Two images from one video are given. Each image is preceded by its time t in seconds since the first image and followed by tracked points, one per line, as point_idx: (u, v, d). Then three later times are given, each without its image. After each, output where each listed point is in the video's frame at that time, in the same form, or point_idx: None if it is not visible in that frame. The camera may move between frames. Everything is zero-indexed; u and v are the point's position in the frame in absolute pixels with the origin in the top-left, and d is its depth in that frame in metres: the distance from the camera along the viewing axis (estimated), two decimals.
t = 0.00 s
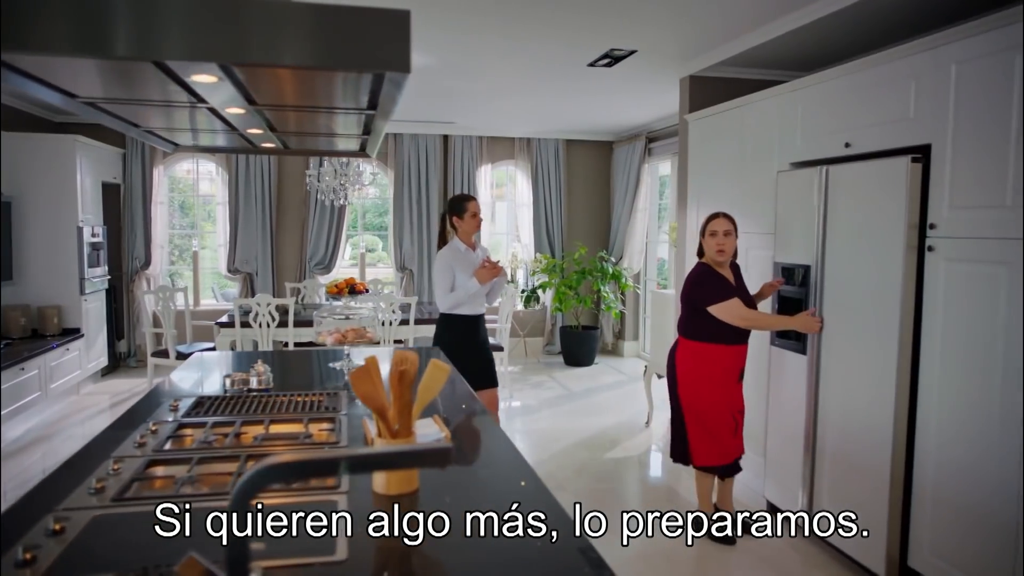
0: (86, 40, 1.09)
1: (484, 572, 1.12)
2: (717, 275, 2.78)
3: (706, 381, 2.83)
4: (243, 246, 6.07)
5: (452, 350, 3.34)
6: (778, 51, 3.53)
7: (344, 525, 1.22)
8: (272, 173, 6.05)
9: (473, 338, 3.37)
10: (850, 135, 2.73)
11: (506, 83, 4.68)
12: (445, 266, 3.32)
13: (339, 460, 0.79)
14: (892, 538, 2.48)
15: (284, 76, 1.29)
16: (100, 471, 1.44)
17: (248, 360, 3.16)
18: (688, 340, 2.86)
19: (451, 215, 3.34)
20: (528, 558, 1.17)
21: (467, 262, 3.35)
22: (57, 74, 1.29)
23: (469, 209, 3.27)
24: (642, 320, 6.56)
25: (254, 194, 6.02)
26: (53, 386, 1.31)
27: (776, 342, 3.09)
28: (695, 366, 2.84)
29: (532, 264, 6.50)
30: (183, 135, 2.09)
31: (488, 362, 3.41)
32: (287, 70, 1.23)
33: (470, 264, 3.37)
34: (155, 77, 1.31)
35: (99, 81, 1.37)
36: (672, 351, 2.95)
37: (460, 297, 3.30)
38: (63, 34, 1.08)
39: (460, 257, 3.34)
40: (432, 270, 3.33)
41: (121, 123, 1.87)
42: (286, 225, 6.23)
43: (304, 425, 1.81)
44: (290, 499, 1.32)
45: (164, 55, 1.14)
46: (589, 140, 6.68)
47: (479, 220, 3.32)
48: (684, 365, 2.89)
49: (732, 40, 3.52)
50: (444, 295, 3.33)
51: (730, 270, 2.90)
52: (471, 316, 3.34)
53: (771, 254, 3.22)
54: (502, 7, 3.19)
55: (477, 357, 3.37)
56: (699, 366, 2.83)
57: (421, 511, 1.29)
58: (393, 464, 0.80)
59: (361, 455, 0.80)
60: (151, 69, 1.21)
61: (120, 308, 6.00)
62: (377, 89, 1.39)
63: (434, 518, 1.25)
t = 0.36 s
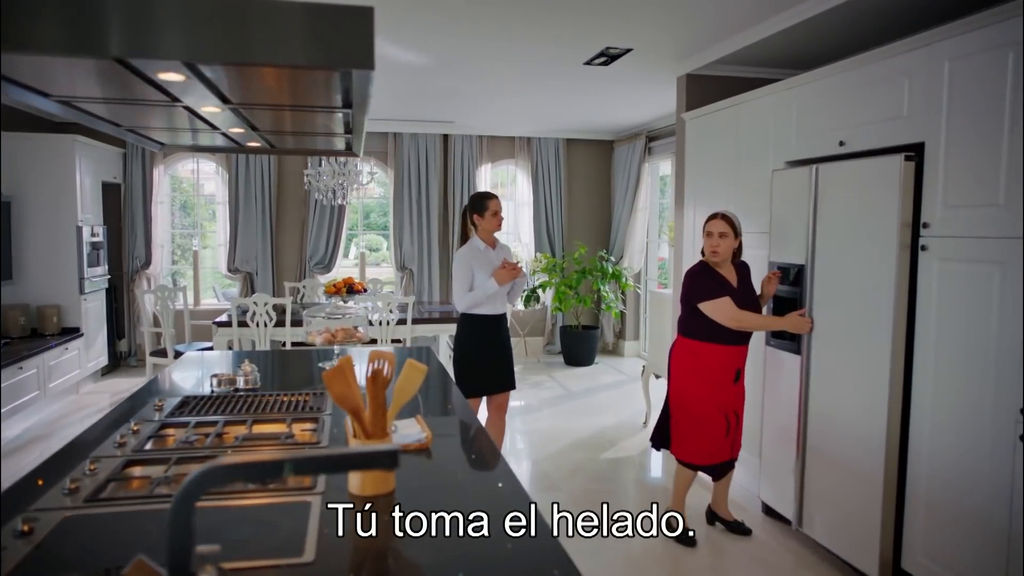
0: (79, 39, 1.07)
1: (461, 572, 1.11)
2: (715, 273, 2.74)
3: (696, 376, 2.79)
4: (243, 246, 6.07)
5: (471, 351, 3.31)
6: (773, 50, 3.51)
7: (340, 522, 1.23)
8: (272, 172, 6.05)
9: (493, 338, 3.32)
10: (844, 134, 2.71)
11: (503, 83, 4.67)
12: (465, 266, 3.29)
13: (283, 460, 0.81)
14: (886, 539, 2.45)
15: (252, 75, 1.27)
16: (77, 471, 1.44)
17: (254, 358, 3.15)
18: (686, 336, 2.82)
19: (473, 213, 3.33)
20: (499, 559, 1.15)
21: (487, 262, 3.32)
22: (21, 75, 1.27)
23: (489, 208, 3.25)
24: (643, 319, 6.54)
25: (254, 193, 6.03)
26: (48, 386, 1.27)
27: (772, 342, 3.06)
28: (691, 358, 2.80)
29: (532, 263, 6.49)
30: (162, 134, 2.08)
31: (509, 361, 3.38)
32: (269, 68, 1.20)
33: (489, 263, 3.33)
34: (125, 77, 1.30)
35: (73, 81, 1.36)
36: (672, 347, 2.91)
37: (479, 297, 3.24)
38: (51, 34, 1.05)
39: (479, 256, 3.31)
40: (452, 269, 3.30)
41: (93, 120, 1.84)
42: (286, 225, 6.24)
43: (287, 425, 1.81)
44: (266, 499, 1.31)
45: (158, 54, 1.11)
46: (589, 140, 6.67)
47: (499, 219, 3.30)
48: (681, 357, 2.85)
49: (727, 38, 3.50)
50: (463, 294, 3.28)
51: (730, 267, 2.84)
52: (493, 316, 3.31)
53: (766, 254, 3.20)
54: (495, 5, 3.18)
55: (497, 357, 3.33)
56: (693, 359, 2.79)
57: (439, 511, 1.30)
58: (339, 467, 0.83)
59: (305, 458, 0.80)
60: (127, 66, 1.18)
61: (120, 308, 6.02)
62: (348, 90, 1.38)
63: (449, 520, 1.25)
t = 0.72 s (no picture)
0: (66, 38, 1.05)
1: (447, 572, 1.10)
2: (695, 272, 2.73)
3: (681, 377, 2.77)
4: (243, 247, 6.08)
5: (464, 351, 3.30)
6: (770, 48, 3.48)
7: (339, 522, 1.23)
8: (272, 172, 6.06)
9: (486, 338, 3.31)
10: (837, 133, 2.69)
11: (500, 82, 4.66)
12: (460, 266, 3.30)
13: (227, 465, 0.89)
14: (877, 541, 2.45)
15: (224, 73, 1.26)
16: (53, 472, 1.43)
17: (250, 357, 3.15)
18: (673, 334, 2.79)
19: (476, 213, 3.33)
20: (472, 560, 1.15)
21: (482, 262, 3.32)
22: None
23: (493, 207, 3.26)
24: (643, 319, 6.52)
25: (254, 193, 6.03)
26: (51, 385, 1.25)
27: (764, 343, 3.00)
28: (675, 358, 2.79)
29: (533, 263, 6.49)
30: (148, 133, 2.07)
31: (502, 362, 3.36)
32: (261, 68, 1.18)
33: (484, 263, 3.33)
34: (90, 77, 1.29)
35: (46, 82, 1.35)
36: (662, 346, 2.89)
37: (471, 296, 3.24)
38: (45, 35, 1.03)
39: (475, 255, 3.32)
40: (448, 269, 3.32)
41: (76, 119, 1.84)
42: (286, 225, 6.24)
43: (270, 425, 1.81)
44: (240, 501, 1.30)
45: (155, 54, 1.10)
46: (590, 139, 6.66)
47: (502, 219, 3.29)
48: (667, 357, 2.84)
49: (723, 37, 3.47)
50: (456, 293, 3.29)
51: (714, 260, 2.80)
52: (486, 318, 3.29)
53: (761, 254, 3.17)
54: (488, 4, 3.16)
55: (491, 357, 3.31)
56: (677, 359, 2.78)
57: (440, 510, 1.29)
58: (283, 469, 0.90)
59: (247, 460, 0.89)
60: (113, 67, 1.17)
61: (121, 307, 6.03)
62: (321, 91, 1.38)
63: (450, 520, 1.25)
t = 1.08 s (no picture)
0: (54, 40, 1.11)
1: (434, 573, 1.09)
2: (666, 277, 2.68)
3: (661, 383, 2.74)
4: (243, 246, 6.09)
5: (453, 351, 3.28)
6: (766, 46, 3.46)
7: (340, 522, 1.25)
8: (272, 171, 6.06)
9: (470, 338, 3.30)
10: (833, 131, 2.67)
11: (498, 82, 4.65)
12: (437, 267, 3.30)
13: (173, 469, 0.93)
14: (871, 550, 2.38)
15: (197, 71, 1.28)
16: (31, 472, 1.42)
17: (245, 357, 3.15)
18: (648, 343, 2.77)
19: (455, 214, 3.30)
20: (447, 562, 1.13)
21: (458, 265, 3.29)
22: None
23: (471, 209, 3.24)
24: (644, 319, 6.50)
25: (254, 192, 6.04)
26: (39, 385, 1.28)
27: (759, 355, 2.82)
28: (653, 365, 2.76)
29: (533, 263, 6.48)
30: (135, 133, 2.07)
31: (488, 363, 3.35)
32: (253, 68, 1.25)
33: (461, 263, 3.33)
34: (65, 78, 1.29)
35: (22, 83, 1.35)
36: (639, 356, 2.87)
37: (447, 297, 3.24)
38: (40, 35, 1.10)
39: (451, 256, 3.31)
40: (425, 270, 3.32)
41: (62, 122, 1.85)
42: (286, 225, 6.25)
43: (254, 426, 1.80)
44: (217, 502, 1.30)
45: (149, 53, 1.16)
46: (590, 138, 6.64)
47: (480, 220, 3.27)
48: (645, 364, 2.81)
49: (719, 36, 3.45)
50: (435, 294, 3.29)
51: (688, 266, 2.77)
52: (464, 320, 3.28)
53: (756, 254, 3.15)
54: (482, 3, 3.15)
55: (477, 357, 3.32)
56: (655, 365, 2.75)
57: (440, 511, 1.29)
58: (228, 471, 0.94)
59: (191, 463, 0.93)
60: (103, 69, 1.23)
61: (122, 307, 6.04)
62: (289, 84, 1.38)
63: (450, 520, 1.24)
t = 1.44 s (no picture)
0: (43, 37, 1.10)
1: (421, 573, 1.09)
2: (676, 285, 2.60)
3: (664, 388, 2.70)
4: (243, 246, 6.10)
5: (456, 352, 3.27)
6: (763, 45, 3.44)
7: (327, 522, 1.25)
8: (273, 171, 6.07)
9: (473, 338, 3.30)
10: (828, 130, 2.65)
11: (497, 82, 4.64)
12: (440, 269, 3.27)
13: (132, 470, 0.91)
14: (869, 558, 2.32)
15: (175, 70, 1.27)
16: (11, 472, 1.42)
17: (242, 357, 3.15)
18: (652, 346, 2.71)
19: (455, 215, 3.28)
20: (424, 561, 1.13)
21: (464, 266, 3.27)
22: None
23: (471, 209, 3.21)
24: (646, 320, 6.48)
25: (256, 192, 6.05)
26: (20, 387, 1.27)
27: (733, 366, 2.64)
28: (656, 370, 2.71)
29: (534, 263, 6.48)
30: (124, 132, 2.07)
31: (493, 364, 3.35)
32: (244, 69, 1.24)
33: (466, 266, 3.30)
34: (37, 78, 1.28)
35: None
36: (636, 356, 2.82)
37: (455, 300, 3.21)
38: (31, 32, 1.10)
39: (456, 258, 3.28)
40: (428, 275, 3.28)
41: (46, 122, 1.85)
42: (287, 225, 6.26)
43: (240, 426, 1.80)
44: (194, 504, 1.30)
45: (147, 53, 1.16)
46: (591, 137, 6.63)
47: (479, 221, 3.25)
48: (646, 368, 2.76)
49: (716, 34, 3.43)
50: (441, 298, 3.26)
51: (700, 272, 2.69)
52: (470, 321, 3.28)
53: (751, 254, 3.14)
54: (476, 3, 3.14)
55: (478, 359, 3.30)
56: (659, 370, 2.70)
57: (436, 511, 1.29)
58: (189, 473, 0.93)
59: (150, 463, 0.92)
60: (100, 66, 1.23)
61: (123, 307, 6.05)
62: (267, 84, 1.38)
63: (450, 520, 1.25)
